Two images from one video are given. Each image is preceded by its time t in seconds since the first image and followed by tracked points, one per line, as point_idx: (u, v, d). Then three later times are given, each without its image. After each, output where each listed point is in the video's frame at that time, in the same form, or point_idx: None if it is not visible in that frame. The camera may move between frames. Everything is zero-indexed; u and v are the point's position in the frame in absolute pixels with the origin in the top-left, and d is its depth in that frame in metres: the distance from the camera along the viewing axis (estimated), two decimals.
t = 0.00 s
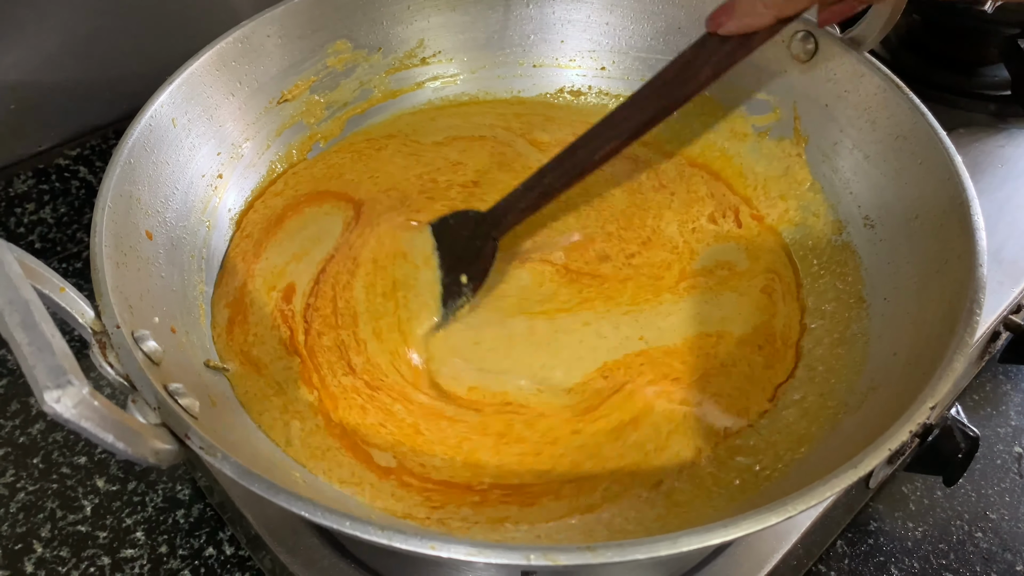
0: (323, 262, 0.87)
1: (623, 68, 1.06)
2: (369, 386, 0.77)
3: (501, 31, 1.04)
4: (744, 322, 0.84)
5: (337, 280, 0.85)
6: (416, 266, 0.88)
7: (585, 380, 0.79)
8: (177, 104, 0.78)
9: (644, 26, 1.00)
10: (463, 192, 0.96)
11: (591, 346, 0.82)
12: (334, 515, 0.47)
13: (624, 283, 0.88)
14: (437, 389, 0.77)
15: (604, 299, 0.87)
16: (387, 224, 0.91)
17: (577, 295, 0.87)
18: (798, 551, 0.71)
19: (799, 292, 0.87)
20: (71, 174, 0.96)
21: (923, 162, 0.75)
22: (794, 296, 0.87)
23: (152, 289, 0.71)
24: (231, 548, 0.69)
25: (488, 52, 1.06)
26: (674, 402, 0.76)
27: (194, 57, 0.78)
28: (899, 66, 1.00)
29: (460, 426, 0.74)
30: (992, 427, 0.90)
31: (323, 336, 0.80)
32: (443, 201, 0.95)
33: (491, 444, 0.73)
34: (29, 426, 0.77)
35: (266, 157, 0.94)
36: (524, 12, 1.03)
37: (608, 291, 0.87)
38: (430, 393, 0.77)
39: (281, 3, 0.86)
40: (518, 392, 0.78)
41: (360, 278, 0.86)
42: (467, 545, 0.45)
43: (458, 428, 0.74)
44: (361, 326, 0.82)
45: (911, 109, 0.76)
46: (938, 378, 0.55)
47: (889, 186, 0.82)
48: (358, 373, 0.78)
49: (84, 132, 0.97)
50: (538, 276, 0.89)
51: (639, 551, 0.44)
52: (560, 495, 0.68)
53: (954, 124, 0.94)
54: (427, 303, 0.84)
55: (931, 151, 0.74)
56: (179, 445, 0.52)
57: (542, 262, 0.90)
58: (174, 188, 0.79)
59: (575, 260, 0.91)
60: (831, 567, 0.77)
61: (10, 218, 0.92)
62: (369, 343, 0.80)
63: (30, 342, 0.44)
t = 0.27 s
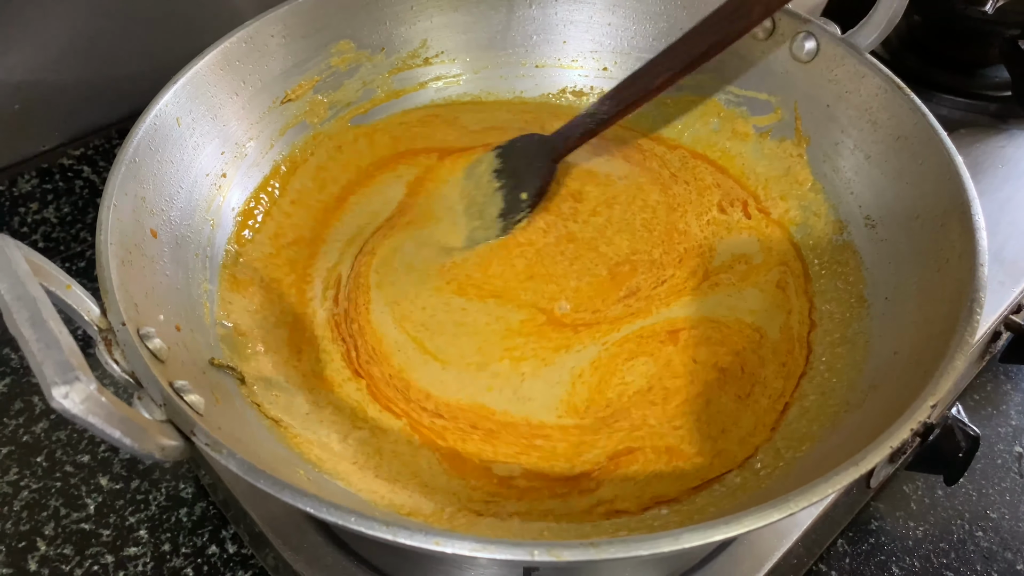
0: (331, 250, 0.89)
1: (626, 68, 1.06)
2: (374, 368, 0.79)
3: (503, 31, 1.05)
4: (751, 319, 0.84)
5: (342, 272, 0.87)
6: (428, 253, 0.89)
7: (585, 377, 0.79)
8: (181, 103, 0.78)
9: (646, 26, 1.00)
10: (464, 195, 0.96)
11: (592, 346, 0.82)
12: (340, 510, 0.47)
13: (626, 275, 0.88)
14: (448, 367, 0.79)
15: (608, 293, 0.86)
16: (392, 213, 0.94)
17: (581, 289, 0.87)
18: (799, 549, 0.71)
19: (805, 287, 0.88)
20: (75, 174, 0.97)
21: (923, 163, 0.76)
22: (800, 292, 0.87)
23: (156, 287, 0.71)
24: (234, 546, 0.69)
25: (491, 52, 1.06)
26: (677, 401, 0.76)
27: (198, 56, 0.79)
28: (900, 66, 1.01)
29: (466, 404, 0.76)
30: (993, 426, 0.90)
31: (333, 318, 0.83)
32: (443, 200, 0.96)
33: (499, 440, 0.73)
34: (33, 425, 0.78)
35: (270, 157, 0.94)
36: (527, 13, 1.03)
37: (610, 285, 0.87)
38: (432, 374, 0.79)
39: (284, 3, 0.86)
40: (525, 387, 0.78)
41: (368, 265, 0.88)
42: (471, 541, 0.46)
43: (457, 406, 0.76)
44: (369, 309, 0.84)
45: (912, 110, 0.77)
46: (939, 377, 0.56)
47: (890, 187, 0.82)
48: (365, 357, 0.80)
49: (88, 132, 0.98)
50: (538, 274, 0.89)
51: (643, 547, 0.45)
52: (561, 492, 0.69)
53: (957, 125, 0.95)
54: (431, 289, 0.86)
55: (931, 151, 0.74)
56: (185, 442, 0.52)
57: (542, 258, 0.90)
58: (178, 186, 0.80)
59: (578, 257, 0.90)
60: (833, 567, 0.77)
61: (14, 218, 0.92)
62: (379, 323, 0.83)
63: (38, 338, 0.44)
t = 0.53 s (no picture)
0: (331, 242, 0.91)
1: (624, 71, 1.07)
2: (375, 358, 0.80)
3: (504, 33, 1.05)
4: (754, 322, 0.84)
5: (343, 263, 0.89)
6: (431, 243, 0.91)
7: (586, 377, 0.79)
8: (183, 103, 0.78)
9: (646, 29, 1.02)
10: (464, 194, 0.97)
11: (592, 347, 0.82)
12: (341, 508, 0.47)
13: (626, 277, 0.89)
14: (448, 361, 0.80)
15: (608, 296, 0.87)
16: (392, 207, 0.95)
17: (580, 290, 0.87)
18: (797, 549, 0.72)
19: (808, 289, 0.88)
20: (76, 176, 0.96)
21: (921, 166, 0.77)
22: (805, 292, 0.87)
23: (157, 286, 0.72)
24: (234, 546, 0.69)
25: (492, 53, 1.07)
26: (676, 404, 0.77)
27: (201, 56, 0.79)
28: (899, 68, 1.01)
29: (459, 394, 0.77)
30: (990, 426, 0.90)
31: (323, 298, 0.84)
32: (443, 197, 0.97)
33: (495, 434, 0.74)
34: (34, 425, 0.78)
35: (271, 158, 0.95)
36: (528, 14, 1.04)
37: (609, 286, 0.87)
38: (429, 365, 0.80)
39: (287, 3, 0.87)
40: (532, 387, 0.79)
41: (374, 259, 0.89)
42: (472, 539, 0.46)
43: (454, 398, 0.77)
44: (370, 302, 0.85)
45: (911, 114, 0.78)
46: (936, 378, 0.56)
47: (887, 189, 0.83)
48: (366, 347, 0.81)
49: (90, 134, 0.99)
50: (536, 271, 0.89)
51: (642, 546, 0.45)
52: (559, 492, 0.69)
53: (956, 125, 0.96)
54: (432, 280, 0.88)
55: (930, 154, 0.75)
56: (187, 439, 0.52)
57: (543, 258, 0.91)
58: (180, 185, 0.80)
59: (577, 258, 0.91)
60: (831, 566, 0.77)
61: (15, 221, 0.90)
62: (378, 314, 0.84)
63: (42, 335, 0.44)
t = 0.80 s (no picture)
0: (332, 230, 0.92)
1: (628, 75, 1.07)
2: (380, 351, 0.80)
3: (508, 37, 1.05)
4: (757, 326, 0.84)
5: (342, 260, 0.89)
6: (430, 236, 0.92)
7: (591, 379, 0.79)
8: (189, 106, 0.79)
9: (650, 33, 1.02)
10: (464, 193, 0.98)
11: (597, 342, 0.82)
12: (349, 512, 0.47)
13: (630, 277, 0.89)
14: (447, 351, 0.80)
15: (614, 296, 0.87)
16: (395, 206, 0.95)
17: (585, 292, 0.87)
18: (803, 552, 0.71)
19: (811, 288, 0.88)
20: (81, 179, 0.96)
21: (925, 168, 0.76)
22: (805, 294, 0.87)
23: (163, 289, 0.72)
24: (239, 549, 0.69)
25: (497, 56, 1.07)
26: (680, 406, 0.77)
27: (207, 59, 0.79)
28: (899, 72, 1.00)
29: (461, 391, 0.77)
30: (995, 429, 0.90)
31: (313, 267, 0.88)
32: (444, 196, 0.97)
33: (487, 430, 0.74)
34: (39, 429, 0.78)
35: (274, 161, 0.95)
36: (531, 18, 1.03)
37: (613, 288, 0.88)
38: (435, 356, 0.80)
39: (293, 5, 0.87)
40: (534, 379, 0.78)
41: (374, 253, 0.90)
42: (480, 543, 0.46)
43: (461, 388, 0.77)
44: (372, 297, 0.85)
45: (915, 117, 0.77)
46: (944, 381, 0.56)
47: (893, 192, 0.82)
48: (368, 338, 0.81)
49: (95, 137, 0.98)
50: (538, 269, 0.89)
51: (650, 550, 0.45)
52: (564, 494, 0.69)
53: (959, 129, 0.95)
54: (434, 272, 0.88)
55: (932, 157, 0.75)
56: (195, 443, 0.52)
57: (547, 254, 0.91)
58: (186, 189, 0.80)
59: (584, 258, 0.91)
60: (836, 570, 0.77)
61: (21, 223, 0.92)
62: (378, 309, 0.84)
63: (51, 340, 0.44)
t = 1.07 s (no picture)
0: (326, 227, 0.88)
1: (628, 75, 1.02)
2: (365, 349, 0.75)
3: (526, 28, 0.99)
4: (790, 307, 0.79)
5: (345, 255, 0.84)
6: (431, 227, 0.86)
7: (619, 377, 0.73)
8: (200, 104, 0.76)
9: (661, 28, 0.96)
10: (474, 180, 0.92)
11: (606, 340, 0.76)
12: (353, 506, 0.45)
13: (662, 261, 0.83)
14: (460, 337, 0.76)
15: (646, 283, 0.81)
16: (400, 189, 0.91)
17: (614, 277, 0.82)
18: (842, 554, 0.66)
19: (844, 273, 0.82)
20: (84, 182, 0.93)
21: (924, 159, 0.75)
22: (839, 278, 0.81)
23: (171, 289, 0.70)
24: (244, 548, 0.65)
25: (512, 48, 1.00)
26: (714, 392, 0.71)
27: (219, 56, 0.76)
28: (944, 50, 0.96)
29: (471, 391, 0.72)
30: None
31: (305, 263, 0.84)
32: (448, 187, 0.91)
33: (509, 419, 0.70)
34: (44, 429, 0.73)
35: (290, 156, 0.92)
36: (531, 21, 0.98)
37: (639, 272, 0.82)
38: (419, 354, 0.74)
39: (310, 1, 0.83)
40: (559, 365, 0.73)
41: (370, 245, 0.85)
42: (478, 539, 0.43)
43: (442, 389, 0.72)
44: (369, 292, 0.80)
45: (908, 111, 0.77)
46: (936, 374, 0.54)
47: (894, 184, 0.80)
48: (356, 333, 0.76)
49: (100, 140, 0.97)
50: (546, 262, 0.83)
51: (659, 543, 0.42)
52: (596, 492, 0.64)
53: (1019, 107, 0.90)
54: (427, 266, 0.82)
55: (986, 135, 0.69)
56: (195, 441, 0.50)
57: (553, 245, 0.85)
58: (192, 190, 0.77)
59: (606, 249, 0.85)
60: None
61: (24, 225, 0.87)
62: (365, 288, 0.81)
63: (53, 342, 0.43)
